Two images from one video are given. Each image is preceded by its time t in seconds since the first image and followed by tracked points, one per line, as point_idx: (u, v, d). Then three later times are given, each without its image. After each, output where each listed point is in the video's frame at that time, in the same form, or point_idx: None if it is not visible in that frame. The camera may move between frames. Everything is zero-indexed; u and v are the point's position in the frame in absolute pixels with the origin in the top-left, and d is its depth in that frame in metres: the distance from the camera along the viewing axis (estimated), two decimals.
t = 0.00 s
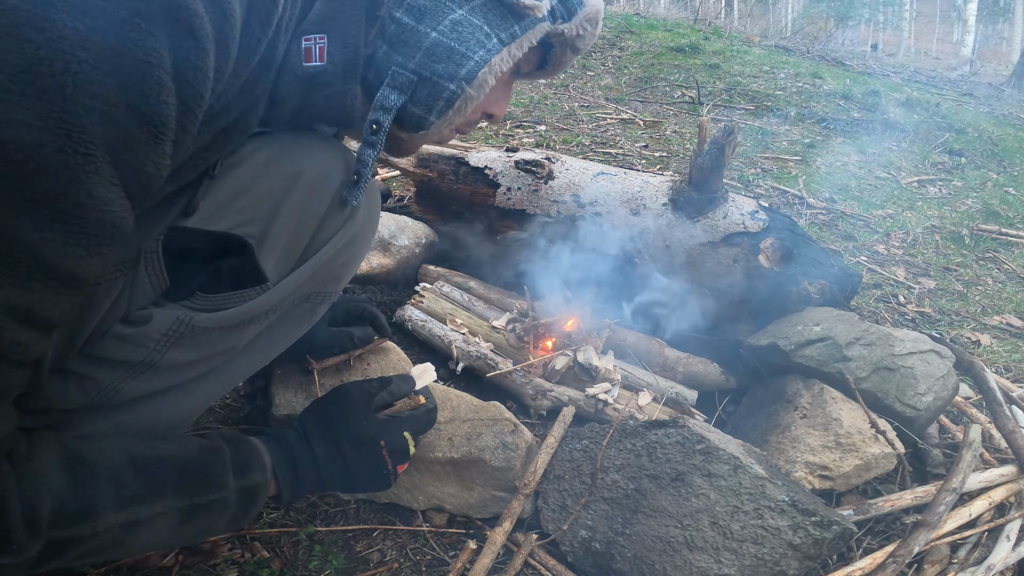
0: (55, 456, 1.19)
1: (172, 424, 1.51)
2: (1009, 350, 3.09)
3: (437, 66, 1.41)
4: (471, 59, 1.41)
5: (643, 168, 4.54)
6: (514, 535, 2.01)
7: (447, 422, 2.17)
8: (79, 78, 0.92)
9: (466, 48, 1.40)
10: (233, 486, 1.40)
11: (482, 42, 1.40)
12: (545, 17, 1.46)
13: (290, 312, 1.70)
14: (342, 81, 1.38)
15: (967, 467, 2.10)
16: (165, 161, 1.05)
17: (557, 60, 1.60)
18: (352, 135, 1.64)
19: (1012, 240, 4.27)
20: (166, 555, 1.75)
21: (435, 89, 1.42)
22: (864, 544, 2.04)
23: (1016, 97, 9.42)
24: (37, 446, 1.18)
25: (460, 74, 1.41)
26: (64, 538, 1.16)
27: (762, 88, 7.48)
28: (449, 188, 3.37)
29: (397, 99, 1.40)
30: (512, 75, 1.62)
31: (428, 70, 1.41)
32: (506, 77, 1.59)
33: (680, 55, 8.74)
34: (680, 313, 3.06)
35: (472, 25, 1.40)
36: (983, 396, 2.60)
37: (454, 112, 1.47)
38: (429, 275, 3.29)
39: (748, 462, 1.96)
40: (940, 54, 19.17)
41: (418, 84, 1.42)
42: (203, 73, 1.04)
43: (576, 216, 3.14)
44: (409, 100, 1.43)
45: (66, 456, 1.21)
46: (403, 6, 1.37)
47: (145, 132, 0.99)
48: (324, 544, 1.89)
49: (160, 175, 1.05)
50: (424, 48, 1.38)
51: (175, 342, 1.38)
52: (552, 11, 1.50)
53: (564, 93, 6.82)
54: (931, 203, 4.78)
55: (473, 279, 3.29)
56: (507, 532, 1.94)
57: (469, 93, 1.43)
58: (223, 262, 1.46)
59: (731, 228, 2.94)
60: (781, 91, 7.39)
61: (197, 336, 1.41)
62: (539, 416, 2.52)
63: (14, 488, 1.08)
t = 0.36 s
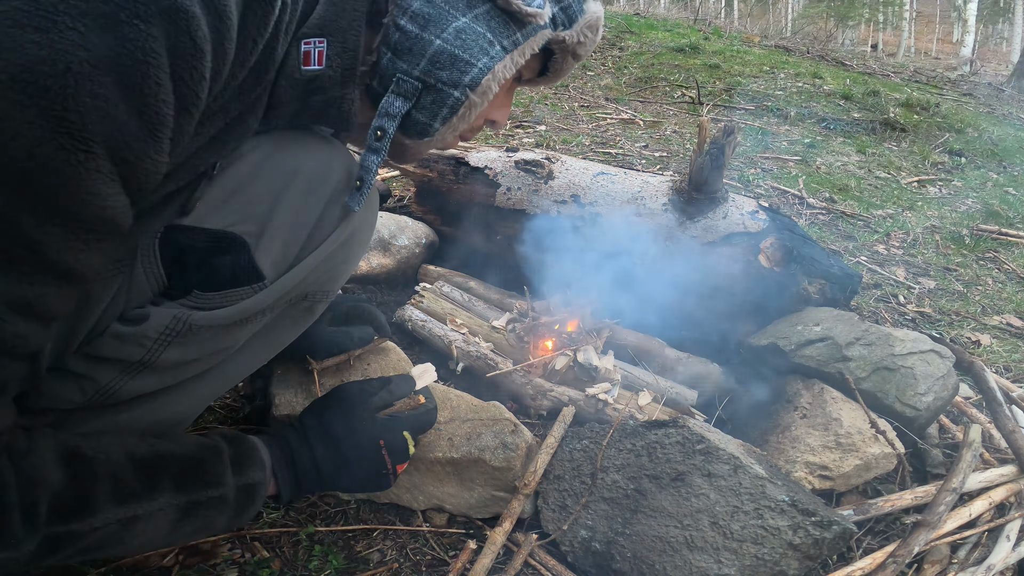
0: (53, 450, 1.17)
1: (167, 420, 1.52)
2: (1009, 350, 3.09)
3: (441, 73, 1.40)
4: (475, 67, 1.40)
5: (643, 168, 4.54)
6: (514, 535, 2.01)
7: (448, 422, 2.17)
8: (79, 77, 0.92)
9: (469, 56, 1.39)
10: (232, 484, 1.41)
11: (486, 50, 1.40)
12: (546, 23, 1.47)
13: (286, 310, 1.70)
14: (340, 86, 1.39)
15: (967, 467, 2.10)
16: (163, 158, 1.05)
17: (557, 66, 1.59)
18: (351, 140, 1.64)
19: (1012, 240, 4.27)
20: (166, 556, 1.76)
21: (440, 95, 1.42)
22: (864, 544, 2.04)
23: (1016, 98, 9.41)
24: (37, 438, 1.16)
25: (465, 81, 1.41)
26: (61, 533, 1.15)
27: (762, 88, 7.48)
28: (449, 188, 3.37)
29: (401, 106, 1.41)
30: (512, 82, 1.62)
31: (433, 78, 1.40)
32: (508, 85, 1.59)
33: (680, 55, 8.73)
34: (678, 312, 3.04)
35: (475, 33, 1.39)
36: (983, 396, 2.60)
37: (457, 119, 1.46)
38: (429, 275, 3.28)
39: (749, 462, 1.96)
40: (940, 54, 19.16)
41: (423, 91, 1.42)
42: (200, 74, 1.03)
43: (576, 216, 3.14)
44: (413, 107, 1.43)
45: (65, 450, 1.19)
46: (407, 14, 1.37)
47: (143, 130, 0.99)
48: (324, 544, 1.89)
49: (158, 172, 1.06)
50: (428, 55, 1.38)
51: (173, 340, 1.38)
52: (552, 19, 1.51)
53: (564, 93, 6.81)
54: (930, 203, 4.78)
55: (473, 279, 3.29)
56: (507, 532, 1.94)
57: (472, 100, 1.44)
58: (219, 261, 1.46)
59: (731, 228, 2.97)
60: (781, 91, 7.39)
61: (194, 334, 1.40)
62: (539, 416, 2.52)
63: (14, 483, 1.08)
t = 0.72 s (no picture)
0: (54, 443, 1.17)
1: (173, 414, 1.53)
2: (1009, 351, 3.09)
3: (444, 79, 1.39)
4: (478, 74, 1.39)
5: (643, 168, 4.54)
6: (514, 535, 2.01)
7: (448, 422, 2.17)
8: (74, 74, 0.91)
9: (473, 63, 1.38)
10: (231, 480, 1.42)
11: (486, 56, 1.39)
12: (547, 31, 1.44)
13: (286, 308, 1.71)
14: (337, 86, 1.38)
15: (967, 467, 2.10)
16: (158, 154, 1.05)
17: (556, 72, 1.60)
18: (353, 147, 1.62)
19: (1013, 240, 4.27)
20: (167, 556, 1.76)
21: (443, 102, 1.41)
22: (864, 544, 2.04)
23: (1016, 98, 9.40)
24: (38, 431, 1.17)
25: (467, 88, 1.40)
26: (61, 527, 1.16)
27: (762, 88, 7.48)
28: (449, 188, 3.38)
29: (405, 112, 1.41)
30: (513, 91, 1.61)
31: (436, 84, 1.40)
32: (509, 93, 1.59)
33: (680, 55, 8.73)
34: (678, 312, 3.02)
35: (478, 40, 1.38)
36: (983, 396, 2.60)
37: (461, 126, 1.44)
38: (429, 275, 3.29)
39: (748, 462, 1.96)
40: (939, 54, 19.15)
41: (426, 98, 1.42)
42: (192, 71, 1.01)
43: (576, 216, 3.14)
44: (416, 113, 1.43)
45: (64, 446, 1.19)
46: (412, 21, 1.39)
47: (139, 127, 0.99)
48: (324, 544, 1.89)
49: (154, 167, 1.06)
50: (432, 61, 1.38)
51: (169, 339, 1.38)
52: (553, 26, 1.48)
53: (564, 93, 6.81)
54: (930, 203, 4.78)
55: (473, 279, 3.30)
56: (507, 532, 1.94)
57: (476, 107, 1.42)
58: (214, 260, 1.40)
59: (731, 227, 2.93)
60: (781, 91, 7.39)
61: (190, 333, 1.40)
62: (539, 416, 2.52)
63: (14, 475, 1.08)
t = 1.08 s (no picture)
0: (55, 445, 1.16)
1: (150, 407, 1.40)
2: (1009, 350, 3.09)
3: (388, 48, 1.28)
4: (424, 45, 1.29)
5: (643, 168, 4.54)
6: (514, 535, 2.01)
7: (448, 422, 2.17)
8: None
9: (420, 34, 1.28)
10: (232, 479, 1.42)
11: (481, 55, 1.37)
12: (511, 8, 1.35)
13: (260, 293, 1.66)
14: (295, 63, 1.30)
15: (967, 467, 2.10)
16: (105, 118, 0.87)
17: (522, 56, 1.45)
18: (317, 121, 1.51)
19: (1013, 240, 4.27)
20: (167, 556, 1.77)
21: (384, 72, 1.29)
22: (864, 544, 2.04)
23: (1016, 98, 9.40)
24: (39, 433, 1.15)
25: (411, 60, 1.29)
26: (62, 526, 1.17)
27: (762, 88, 7.48)
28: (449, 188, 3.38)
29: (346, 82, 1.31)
30: (473, 70, 1.46)
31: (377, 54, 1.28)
32: (466, 69, 1.43)
33: (680, 55, 8.73)
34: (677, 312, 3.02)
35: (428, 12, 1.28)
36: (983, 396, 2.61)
37: (402, 97, 1.34)
38: (429, 275, 3.29)
39: (748, 462, 1.96)
40: (939, 54, 19.14)
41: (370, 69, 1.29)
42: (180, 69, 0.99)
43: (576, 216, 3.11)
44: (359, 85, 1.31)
45: (65, 447, 1.18)
46: None
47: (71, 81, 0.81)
48: (324, 544, 1.90)
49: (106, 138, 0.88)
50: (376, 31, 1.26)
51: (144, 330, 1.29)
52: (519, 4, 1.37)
53: (564, 93, 6.80)
54: (931, 203, 4.78)
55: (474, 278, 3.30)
56: (507, 532, 1.94)
57: (420, 79, 1.31)
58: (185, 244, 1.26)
59: (731, 227, 2.94)
60: (781, 91, 7.39)
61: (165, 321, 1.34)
62: (539, 416, 2.52)
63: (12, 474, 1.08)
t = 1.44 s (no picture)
0: (39, 448, 1.15)
1: (99, 400, 1.28)
2: (1009, 351, 3.09)
3: None
4: None
5: (643, 169, 4.54)
6: (514, 535, 2.01)
7: (448, 422, 2.16)
8: None
9: None
10: (222, 478, 1.41)
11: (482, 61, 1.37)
12: None
13: (176, 255, 1.27)
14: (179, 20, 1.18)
15: (966, 467, 2.11)
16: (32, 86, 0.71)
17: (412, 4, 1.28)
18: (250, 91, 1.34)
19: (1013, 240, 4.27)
20: (167, 556, 1.79)
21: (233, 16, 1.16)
22: (864, 544, 2.04)
23: (1015, 98, 9.40)
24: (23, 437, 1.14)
25: None
26: (43, 523, 1.13)
27: (762, 88, 7.48)
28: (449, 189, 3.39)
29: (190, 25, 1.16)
30: (369, 19, 1.31)
31: None
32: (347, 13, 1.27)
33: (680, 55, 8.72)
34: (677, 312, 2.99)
35: None
36: (982, 396, 2.61)
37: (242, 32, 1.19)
38: (429, 275, 3.29)
39: (748, 462, 1.97)
40: (939, 54, 19.14)
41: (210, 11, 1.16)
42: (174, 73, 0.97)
43: (576, 215, 3.10)
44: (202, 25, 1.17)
45: (49, 447, 1.16)
46: None
47: None
48: (323, 544, 1.90)
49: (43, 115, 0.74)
50: None
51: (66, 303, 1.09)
52: None
53: (564, 93, 6.80)
54: (930, 203, 4.78)
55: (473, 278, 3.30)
56: (507, 532, 1.95)
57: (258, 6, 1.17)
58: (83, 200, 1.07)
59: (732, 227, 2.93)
60: (781, 92, 7.39)
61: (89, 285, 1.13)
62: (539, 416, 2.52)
63: None
